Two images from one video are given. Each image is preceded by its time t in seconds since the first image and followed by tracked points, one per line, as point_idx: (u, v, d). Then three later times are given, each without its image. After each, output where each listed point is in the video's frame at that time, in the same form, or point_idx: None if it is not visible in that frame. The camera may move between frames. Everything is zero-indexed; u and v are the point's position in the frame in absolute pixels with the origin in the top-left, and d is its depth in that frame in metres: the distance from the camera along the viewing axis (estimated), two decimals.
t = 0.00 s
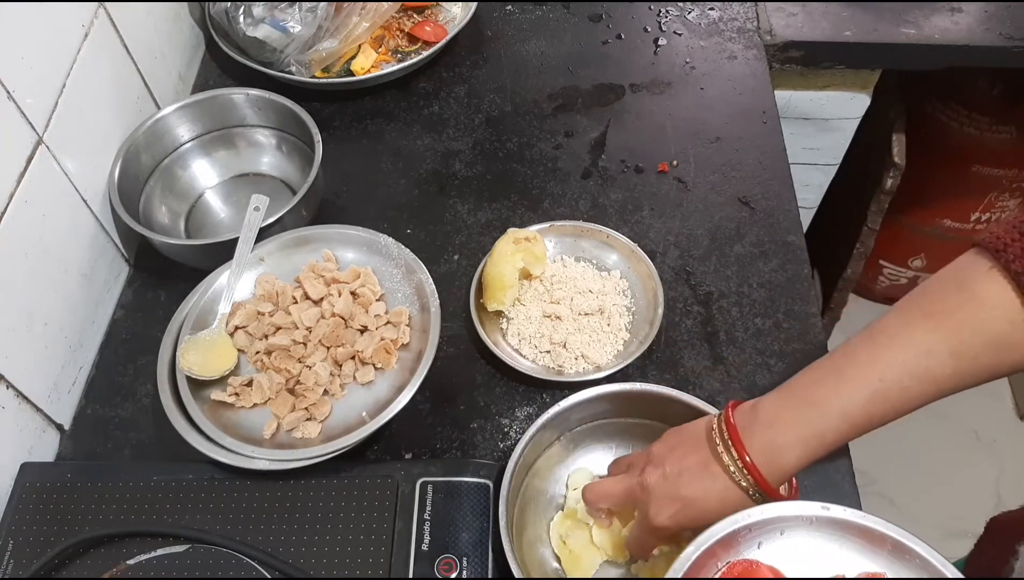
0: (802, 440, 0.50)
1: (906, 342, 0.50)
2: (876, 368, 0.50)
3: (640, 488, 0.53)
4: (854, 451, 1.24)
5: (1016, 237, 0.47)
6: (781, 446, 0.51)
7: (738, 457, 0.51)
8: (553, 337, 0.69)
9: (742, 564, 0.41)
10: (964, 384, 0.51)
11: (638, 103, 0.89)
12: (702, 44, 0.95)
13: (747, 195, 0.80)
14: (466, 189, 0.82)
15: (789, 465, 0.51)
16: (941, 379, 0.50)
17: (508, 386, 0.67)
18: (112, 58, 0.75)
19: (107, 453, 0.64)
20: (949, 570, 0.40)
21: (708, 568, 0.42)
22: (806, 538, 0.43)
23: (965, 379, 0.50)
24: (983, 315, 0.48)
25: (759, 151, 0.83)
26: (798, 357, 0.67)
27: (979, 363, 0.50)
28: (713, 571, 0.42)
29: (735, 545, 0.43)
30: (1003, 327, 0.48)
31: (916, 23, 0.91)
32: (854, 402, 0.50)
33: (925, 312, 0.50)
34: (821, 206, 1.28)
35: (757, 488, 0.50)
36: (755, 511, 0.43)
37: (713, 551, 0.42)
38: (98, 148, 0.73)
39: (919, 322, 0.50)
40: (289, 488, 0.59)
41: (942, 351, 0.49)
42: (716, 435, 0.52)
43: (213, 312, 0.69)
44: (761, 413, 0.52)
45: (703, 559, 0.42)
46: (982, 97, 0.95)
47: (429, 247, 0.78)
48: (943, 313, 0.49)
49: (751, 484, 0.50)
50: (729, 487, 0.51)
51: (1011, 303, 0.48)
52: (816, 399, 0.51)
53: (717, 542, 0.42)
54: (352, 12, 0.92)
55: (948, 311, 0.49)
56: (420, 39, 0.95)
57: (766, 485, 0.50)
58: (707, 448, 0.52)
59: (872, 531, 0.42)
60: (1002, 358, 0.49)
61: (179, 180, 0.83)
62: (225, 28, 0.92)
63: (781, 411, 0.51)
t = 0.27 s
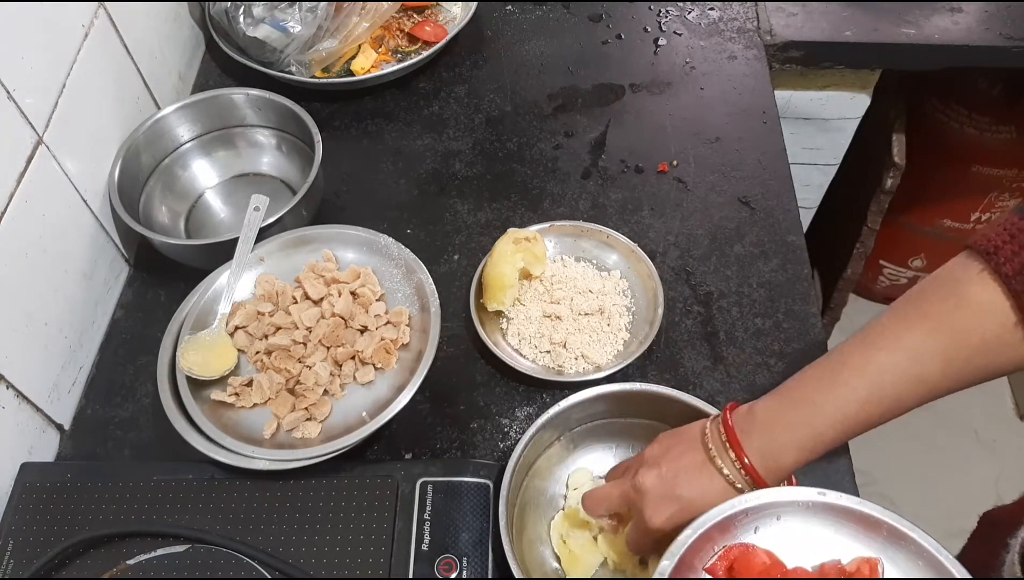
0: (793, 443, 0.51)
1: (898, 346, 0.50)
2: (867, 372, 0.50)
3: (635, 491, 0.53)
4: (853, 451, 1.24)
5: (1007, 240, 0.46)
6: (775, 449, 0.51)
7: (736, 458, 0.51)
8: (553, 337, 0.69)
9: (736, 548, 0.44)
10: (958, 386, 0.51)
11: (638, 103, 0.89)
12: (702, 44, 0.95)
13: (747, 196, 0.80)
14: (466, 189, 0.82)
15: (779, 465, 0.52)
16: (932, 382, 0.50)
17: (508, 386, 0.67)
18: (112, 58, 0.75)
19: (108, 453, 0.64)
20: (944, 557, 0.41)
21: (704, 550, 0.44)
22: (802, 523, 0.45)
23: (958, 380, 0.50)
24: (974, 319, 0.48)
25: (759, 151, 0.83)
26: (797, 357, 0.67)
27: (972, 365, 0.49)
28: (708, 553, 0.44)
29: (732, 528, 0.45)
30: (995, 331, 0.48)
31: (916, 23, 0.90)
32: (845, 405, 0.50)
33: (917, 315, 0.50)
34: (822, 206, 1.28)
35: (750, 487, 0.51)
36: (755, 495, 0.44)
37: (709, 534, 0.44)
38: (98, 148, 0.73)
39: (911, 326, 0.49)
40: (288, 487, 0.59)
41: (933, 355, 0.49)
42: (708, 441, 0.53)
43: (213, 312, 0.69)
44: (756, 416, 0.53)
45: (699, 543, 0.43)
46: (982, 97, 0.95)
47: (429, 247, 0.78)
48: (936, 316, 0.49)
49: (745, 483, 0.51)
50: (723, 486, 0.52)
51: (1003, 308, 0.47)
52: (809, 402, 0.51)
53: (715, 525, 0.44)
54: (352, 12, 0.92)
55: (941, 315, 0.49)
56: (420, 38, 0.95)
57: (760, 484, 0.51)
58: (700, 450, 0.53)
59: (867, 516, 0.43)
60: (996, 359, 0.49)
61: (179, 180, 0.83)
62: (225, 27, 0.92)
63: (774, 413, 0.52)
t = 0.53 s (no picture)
0: (777, 426, 0.50)
1: (887, 332, 0.50)
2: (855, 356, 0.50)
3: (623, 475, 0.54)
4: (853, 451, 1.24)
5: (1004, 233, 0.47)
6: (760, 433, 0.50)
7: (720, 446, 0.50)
8: (553, 337, 0.69)
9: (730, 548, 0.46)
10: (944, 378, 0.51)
11: (638, 103, 0.89)
12: (702, 44, 0.95)
13: (747, 195, 0.80)
14: (466, 189, 0.82)
15: (763, 448, 0.51)
16: (919, 371, 0.49)
17: (508, 386, 0.67)
18: (112, 58, 0.75)
19: (107, 454, 0.64)
20: (934, 554, 0.43)
21: (698, 550, 0.46)
22: (794, 522, 0.47)
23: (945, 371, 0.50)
24: (964, 308, 0.48)
25: (759, 151, 0.83)
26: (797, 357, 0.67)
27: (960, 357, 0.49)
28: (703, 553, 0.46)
29: (726, 528, 0.46)
30: (983, 320, 0.48)
31: (916, 23, 0.91)
32: (831, 387, 0.50)
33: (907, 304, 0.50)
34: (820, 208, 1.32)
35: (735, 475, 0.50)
36: (749, 495, 0.46)
37: (704, 535, 0.46)
38: (98, 148, 0.73)
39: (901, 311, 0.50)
40: (288, 488, 0.59)
41: (922, 342, 0.49)
42: (696, 432, 0.52)
43: (213, 312, 0.69)
44: (740, 398, 0.52)
45: (694, 543, 0.45)
46: (982, 97, 0.95)
47: (429, 247, 0.78)
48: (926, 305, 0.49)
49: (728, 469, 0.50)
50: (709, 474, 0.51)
51: (993, 296, 0.48)
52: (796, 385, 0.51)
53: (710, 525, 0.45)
54: (352, 12, 0.92)
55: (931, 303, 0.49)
56: (420, 39, 0.95)
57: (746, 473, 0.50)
58: (687, 444, 0.52)
59: (859, 516, 0.45)
60: (987, 352, 0.49)
61: (179, 180, 0.83)
62: (225, 28, 0.92)
63: (759, 395, 0.51)
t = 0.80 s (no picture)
0: (812, 397, 0.50)
1: (922, 313, 0.51)
2: (891, 333, 0.51)
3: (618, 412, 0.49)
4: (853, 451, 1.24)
5: None
6: (794, 403, 0.50)
7: (750, 415, 0.49)
8: (553, 337, 0.69)
9: (726, 554, 0.48)
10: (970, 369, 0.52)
11: (638, 103, 0.89)
12: (702, 44, 0.95)
13: (747, 195, 0.80)
14: (466, 188, 0.82)
15: (793, 423, 0.51)
16: (952, 355, 0.51)
17: (508, 386, 0.67)
18: (112, 58, 0.75)
19: (108, 454, 0.64)
20: (927, 556, 0.44)
21: (695, 556, 0.48)
22: (789, 526, 0.49)
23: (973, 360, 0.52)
24: (996, 294, 0.51)
25: (759, 151, 0.83)
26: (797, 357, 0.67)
27: (989, 343, 0.51)
28: (699, 560, 0.48)
29: (722, 534, 0.49)
30: (1015, 308, 0.51)
31: (916, 23, 0.90)
32: (867, 361, 0.50)
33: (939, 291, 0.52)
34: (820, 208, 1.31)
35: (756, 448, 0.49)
36: (743, 502, 0.48)
37: (700, 542, 0.48)
38: (98, 148, 0.73)
39: (935, 296, 0.52)
40: (288, 487, 0.59)
41: (956, 325, 0.51)
42: (731, 388, 0.51)
43: (213, 312, 0.69)
44: (774, 370, 0.52)
45: (691, 549, 0.47)
46: (982, 97, 0.95)
47: (429, 247, 0.78)
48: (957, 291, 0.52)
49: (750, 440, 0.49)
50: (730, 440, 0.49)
51: (1022, 285, 0.51)
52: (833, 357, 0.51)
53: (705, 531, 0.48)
54: (352, 12, 0.92)
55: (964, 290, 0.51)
56: (420, 39, 0.95)
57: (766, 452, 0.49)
58: (721, 399, 0.51)
59: (851, 519, 0.47)
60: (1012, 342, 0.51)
61: (179, 180, 0.83)
62: (225, 28, 0.92)
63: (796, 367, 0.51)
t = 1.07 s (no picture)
0: (830, 375, 0.50)
1: (943, 302, 0.51)
2: (912, 319, 0.51)
3: (626, 379, 0.51)
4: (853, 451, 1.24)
5: None
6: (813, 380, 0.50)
7: (764, 392, 0.50)
8: (553, 337, 0.69)
9: (713, 548, 0.47)
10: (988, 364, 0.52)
11: (638, 103, 0.89)
12: (702, 44, 0.95)
13: (747, 196, 0.80)
14: (466, 188, 0.82)
15: (810, 402, 0.51)
16: (967, 346, 0.51)
17: (508, 386, 0.67)
18: (111, 58, 0.75)
19: (107, 454, 0.64)
20: (913, 546, 0.44)
21: (681, 550, 0.47)
22: (774, 518, 0.48)
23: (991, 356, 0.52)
24: (1015, 288, 0.51)
25: (759, 151, 0.83)
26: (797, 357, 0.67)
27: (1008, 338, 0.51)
28: (686, 554, 0.47)
29: (707, 528, 0.48)
30: None
31: (916, 23, 0.90)
32: (886, 344, 0.50)
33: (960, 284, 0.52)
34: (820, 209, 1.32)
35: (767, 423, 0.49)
36: (728, 494, 0.47)
37: (686, 535, 0.47)
38: (98, 148, 0.73)
39: (956, 288, 0.52)
40: (288, 487, 0.59)
41: (974, 316, 0.51)
42: (746, 361, 0.52)
43: (213, 312, 0.69)
44: (793, 345, 0.52)
45: (676, 543, 0.46)
46: (982, 97, 0.95)
47: (429, 247, 0.78)
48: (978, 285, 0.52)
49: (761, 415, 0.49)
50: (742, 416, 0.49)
51: None
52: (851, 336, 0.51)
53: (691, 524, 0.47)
54: (352, 12, 0.92)
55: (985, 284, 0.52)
56: (420, 39, 0.95)
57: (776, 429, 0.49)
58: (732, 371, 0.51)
59: (838, 511, 0.46)
60: None
61: (179, 180, 0.83)
62: (225, 27, 0.92)
63: (816, 344, 0.51)
